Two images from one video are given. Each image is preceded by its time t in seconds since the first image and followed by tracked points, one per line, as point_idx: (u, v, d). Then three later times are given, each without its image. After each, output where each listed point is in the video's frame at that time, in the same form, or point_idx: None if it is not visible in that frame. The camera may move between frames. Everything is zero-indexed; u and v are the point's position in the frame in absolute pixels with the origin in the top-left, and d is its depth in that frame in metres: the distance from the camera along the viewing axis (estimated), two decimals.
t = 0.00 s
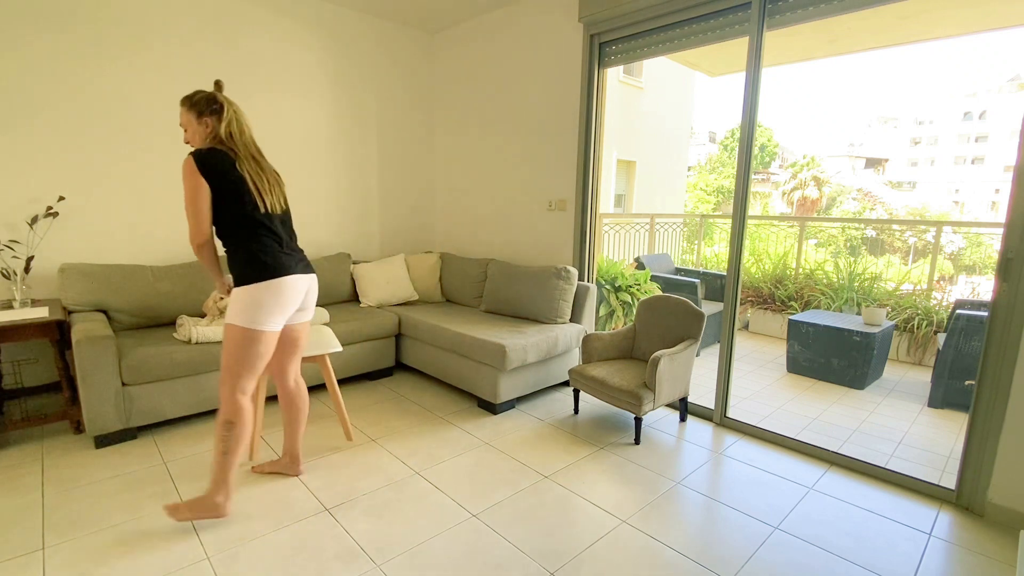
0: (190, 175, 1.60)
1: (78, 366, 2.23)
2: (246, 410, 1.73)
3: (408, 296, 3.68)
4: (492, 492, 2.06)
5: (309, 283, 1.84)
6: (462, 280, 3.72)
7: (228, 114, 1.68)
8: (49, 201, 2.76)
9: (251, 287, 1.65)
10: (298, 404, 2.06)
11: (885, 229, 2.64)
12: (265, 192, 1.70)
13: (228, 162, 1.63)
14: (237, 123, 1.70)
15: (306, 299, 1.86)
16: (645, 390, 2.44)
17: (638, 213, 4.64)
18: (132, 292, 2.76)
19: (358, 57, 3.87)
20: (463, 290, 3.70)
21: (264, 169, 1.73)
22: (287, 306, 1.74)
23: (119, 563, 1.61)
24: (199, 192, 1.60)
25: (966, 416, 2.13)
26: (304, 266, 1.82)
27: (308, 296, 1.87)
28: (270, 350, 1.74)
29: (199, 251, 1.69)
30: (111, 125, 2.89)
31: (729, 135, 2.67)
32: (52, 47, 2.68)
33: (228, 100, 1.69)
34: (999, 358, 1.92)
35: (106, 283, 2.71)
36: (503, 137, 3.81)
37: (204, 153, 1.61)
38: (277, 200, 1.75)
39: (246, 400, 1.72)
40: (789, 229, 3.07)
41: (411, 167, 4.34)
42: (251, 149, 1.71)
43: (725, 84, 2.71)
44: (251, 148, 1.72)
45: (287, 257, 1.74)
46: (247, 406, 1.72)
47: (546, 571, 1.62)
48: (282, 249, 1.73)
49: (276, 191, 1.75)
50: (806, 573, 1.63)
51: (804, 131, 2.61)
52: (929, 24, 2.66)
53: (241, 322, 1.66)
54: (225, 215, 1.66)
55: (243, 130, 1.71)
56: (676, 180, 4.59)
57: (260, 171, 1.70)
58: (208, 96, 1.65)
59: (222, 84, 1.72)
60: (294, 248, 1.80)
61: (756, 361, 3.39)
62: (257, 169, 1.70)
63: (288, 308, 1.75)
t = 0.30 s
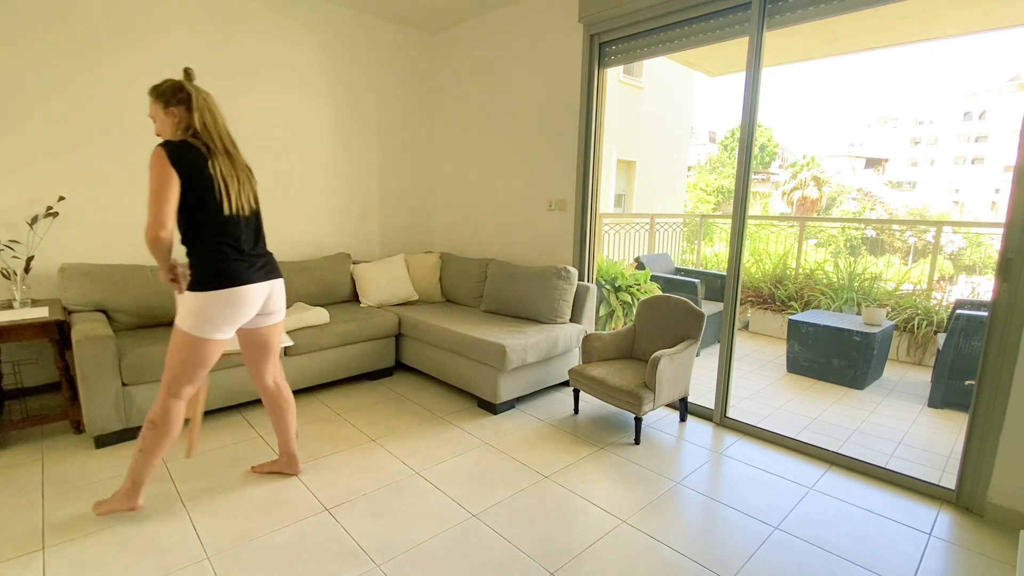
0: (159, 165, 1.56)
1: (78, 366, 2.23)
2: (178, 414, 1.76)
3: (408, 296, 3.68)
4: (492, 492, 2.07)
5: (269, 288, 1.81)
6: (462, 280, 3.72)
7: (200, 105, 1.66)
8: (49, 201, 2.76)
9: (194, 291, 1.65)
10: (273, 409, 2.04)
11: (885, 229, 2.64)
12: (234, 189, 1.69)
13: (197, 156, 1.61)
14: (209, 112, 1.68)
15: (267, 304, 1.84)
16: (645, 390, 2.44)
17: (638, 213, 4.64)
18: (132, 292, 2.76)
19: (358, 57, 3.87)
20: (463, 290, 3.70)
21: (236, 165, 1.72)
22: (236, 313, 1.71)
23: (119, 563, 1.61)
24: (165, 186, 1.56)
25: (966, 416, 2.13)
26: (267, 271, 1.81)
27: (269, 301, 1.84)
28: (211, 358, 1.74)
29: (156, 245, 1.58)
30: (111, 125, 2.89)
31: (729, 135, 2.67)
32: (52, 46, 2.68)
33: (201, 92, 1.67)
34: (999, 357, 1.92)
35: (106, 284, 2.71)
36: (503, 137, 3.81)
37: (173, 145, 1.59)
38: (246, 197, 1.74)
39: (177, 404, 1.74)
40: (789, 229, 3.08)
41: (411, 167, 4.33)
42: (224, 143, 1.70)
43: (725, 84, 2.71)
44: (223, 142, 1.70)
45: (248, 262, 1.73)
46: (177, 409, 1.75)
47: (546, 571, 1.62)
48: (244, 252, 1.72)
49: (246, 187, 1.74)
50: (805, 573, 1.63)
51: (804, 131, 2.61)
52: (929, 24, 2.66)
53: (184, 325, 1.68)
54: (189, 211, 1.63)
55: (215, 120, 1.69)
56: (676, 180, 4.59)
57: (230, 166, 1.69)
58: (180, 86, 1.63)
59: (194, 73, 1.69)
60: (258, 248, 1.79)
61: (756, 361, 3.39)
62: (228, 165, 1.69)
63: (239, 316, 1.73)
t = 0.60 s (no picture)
0: (68, 167, 1.46)
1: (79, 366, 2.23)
2: (145, 430, 1.71)
3: (408, 296, 3.68)
4: (492, 492, 2.07)
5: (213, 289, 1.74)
6: (462, 280, 3.72)
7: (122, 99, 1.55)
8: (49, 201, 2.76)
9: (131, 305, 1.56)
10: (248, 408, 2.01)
11: (885, 229, 2.63)
12: (162, 190, 1.58)
13: (116, 155, 1.51)
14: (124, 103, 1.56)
15: (216, 306, 1.77)
16: (645, 390, 2.44)
17: (638, 213, 4.64)
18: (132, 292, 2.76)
19: (358, 57, 3.87)
20: (463, 290, 3.70)
21: (166, 164, 1.62)
22: (182, 320, 1.63)
23: (119, 563, 1.61)
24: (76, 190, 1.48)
25: (966, 415, 2.13)
26: (207, 274, 1.72)
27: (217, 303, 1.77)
28: (167, 369, 1.68)
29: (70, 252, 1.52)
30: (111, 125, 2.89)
31: (729, 136, 2.67)
32: (52, 47, 2.68)
33: (123, 83, 1.56)
34: (999, 357, 1.91)
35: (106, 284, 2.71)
36: (504, 137, 3.81)
37: (87, 143, 1.49)
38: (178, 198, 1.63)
39: (142, 420, 1.69)
40: (789, 229, 3.06)
41: (411, 167, 4.33)
42: (148, 141, 1.59)
43: (725, 84, 2.71)
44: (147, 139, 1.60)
45: (185, 265, 1.63)
46: (143, 426, 1.70)
47: (546, 570, 1.62)
48: (178, 255, 1.62)
49: (178, 188, 1.63)
50: (806, 573, 1.63)
51: (804, 131, 2.60)
52: (929, 24, 2.66)
53: (128, 342, 1.59)
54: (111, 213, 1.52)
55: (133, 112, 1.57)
56: (676, 180, 4.59)
57: (156, 165, 1.58)
58: (91, 77, 1.51)
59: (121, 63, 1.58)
60: (197, 247, 1.69)
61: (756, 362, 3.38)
62: (155, 163, 1.58)
63: (186, 322, 1.65)
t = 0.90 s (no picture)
0: None
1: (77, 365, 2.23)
2: (130, 430, 1.71)
3: (408, 296, 3.68)
4: (492, 491, 2.07)
5: (183, 287, 1.69)
6: (462, 280, 3.72)
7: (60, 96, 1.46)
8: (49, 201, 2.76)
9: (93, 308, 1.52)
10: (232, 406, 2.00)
11: (885, 229, 2.63)
12: (109, 189, 1.50)
13: (54, 155, 1.42)
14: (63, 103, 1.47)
15: (187, 303, 1.72)
16: (646, 390, 2.44)
17: (638, 213, 4.64)
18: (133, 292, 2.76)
19: (358, 57, 3.87)
20: (463, 290, 3.70)
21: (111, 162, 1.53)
22: (151, 320, 1.60)
23: (119, 563, 1.61)
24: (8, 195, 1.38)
25: (966, 415, 2.13)
26: (172, 271, 1.66)
27: (188, 301, 1.72)
28: (144, 370, 1.66)
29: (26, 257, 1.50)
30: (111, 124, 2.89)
31: (729, 136, 2.67)
32: (53, 47, 2.68)
33: (62, 78, 1.46)
34: (998, 356, 1.92)
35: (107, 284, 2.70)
36: (504, 137, 3.81)
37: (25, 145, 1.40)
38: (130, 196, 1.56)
39: (126, 421, 1.69)
40: (789, 229, 3.05)
41: (411, 167, 4.33)
42: (90, 140, 1.51)
43: (725, 84, 2.71)
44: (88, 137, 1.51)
45: (146, 263, 1.58)
46: (128, 426, 1.70)
47: (546, 570, 1.62)
48: (136, 253, 1.56)
49: (128, 186, 1.55)
50: (806, 573, 1.63)
51: (803, 131, 2.60)
52: (929, 24, 2.66)
53: (97, 345, 1.56)
54: (57, 216, 1.45)
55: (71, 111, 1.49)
56: (676, 180, 4.59)
57: (101, 164, 1.49)
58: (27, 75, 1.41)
59: (60, 58, 1.49)
60: (157, 249, 1.63)
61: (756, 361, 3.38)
62: (99, 162, 1.49)
63: (155, 322, 1.61)
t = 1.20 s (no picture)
0: None
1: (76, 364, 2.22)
2: (125, 432, 1.72)
3: (408, 296, 3.68)
4: (492, 491, 2.07)
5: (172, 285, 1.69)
6: (462, 280, 3.72)
7: (27, 99, 1.45)
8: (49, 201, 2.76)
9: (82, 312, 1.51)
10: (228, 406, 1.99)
11: (885, 229, 2.63)
12: (87, 189, 1.49)
13: (26, 159, 1.42)
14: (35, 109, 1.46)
15: (179, 303, 1.72)
16: (645, 390, 2.44)
17: (638, 213, 4.63)
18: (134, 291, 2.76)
19: (358, 56, 3.87)
20: (463, 290, 3.70)
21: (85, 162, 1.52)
22: (143, 320, 1.59)
23: (120, 563, 1.61)
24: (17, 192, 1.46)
25: (966, 415, 2.13)
26: (159, 270, 1.65)
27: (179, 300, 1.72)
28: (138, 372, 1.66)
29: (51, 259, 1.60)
30: (112, 124, 2.89)
31: (729, 136, 2.67)
32: (54, 47, 2.68)
33: (28, 81, 1.45)
34: (998, 357, 1.92)
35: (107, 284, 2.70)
36: (504, 137, 3.81)
37: None
38: (109, 195, 1.55)
39: (121, 423, 1.69)
40: (789, 229, 3.05)
41: (411, 166, 4.33)
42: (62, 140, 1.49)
43: (725, 84, 2.71)
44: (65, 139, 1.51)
45: (131, 262, 1.57)
46: (123, 428, 1.70)
47: (546, 571, 1.62)
48: (121, 253, 1.54)
49: (106, 185, 1.54)
50: (806, 573, 1.63)
51: (803, 131, 2.60)
52: (929, 24, 2.66)
53: (87, 349, 1.55)
54: (35, 221, 1.44)
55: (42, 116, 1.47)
56: (676, 180, 4.59)
57: (76, 163, 1.49)
58: None
59: (29, 63, 1.48)
60: (142, 249, 1.61)
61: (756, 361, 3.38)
62: (73, 162, 1.49)
63: (145, 323, 1.61)
